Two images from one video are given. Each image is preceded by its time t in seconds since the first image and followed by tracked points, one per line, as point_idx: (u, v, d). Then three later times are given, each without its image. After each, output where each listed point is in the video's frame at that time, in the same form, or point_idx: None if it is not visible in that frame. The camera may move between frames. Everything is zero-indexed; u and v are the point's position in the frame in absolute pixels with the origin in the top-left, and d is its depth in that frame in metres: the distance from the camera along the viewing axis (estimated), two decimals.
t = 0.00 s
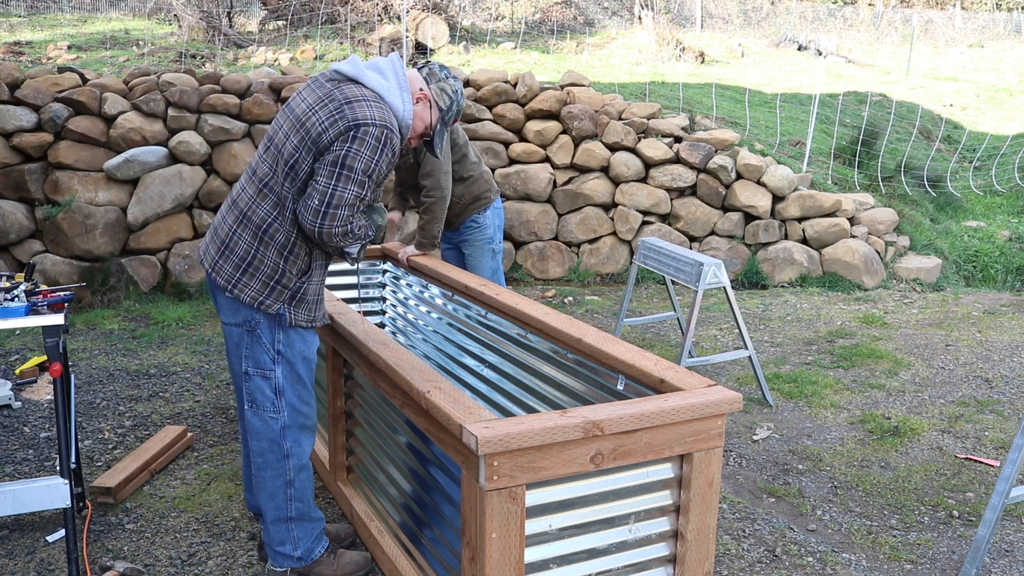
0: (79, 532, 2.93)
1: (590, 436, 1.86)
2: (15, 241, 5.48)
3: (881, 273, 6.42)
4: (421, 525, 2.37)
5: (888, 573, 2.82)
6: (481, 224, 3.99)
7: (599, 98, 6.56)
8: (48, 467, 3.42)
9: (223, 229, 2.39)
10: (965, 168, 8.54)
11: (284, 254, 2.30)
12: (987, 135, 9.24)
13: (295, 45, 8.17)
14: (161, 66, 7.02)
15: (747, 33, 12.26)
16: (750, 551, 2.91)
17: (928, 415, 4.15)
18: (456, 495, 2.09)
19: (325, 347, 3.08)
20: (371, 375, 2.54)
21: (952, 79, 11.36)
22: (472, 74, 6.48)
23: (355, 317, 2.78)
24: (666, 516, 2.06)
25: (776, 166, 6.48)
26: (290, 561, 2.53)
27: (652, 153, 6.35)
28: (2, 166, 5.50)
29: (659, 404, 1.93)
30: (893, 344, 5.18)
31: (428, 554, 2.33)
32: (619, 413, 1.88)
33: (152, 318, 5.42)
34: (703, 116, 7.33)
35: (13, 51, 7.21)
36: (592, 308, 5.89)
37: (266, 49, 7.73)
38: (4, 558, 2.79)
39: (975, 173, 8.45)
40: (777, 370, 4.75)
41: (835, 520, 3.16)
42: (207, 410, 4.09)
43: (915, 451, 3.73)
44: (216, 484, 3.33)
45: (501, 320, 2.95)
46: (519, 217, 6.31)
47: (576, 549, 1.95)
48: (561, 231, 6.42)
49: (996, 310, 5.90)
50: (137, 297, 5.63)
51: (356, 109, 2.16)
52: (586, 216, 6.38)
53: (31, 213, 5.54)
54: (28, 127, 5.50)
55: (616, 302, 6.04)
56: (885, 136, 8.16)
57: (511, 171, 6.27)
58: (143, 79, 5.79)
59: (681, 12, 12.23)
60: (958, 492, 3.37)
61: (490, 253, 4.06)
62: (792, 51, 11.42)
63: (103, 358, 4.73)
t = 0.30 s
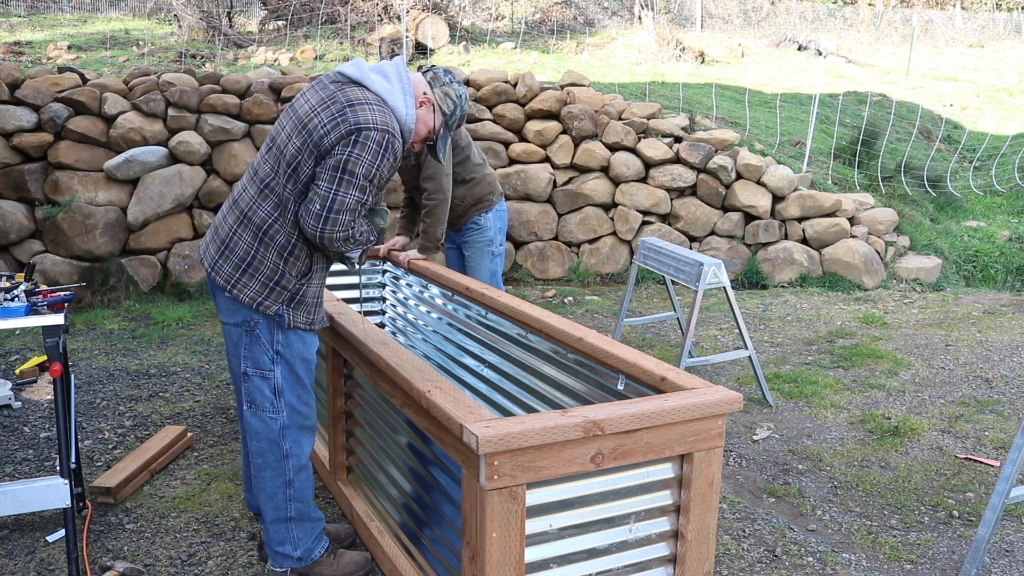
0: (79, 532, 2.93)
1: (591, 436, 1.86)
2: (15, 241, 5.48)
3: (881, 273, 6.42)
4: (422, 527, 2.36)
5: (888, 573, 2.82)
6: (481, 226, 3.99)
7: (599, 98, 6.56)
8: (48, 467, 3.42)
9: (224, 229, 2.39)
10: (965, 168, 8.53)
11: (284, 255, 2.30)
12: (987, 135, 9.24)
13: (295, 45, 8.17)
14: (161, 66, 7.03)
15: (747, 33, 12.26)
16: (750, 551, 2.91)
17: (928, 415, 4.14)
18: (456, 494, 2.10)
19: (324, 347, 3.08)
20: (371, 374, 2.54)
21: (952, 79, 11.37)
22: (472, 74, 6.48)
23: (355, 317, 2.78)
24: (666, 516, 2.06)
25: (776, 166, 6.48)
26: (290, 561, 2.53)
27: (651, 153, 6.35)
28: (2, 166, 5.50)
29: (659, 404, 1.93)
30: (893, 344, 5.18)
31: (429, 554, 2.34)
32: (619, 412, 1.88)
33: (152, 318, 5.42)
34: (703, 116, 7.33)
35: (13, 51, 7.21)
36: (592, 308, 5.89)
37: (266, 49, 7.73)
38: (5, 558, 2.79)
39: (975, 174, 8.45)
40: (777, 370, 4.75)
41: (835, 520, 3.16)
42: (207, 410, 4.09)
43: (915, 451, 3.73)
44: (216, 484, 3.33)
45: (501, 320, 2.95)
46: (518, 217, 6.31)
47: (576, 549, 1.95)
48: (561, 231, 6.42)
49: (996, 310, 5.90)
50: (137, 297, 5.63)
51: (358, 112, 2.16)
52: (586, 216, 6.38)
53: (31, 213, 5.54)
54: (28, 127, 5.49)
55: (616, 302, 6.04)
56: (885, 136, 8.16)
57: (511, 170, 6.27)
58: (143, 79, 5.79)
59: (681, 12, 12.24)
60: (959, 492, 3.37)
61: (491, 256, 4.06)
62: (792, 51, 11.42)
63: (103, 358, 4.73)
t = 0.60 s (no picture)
0: (79, 532, 2.93)
1: (592, 434, 1.86)
2: (15, 241, 5.48)
3: (881, 273, 6.42)
4: (422, 526, 2.36)
5: (888, 573, 2.82)
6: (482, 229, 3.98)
7: (599, 98, 6.56)
8: (48, 467, 3.42)
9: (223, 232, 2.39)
10: (965, 168, 8.53)
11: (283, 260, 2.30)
12: (987, 135, 9.23)
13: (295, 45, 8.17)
14: (161, 66, 7.03)
15: (747, 33, 12.26)
16: (750, 551, 2.91)
17: (928, 415, 4.14)
18: (456, 493, 2.10)
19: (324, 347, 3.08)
20: (371, 374, 2.55)
21: (952, 79, 11.36)
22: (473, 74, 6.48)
23: (355, 316, 2.78)
24: (666, 515, 2.06)
25: (776, 166, 6.48)
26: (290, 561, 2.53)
27: (652, 153, 6.35)
28: (2, 166, 5.50)
29: (660, 403, 1.93)
30: (893, 344, 5.18)
31: (429, 552, 2.34)
32: (620, 411, 1.88)
33: (152, 318, 5.42)
34: (703, 116, 7.33)
35: (12, 51, 7.21)
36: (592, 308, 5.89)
37: (266, 49, 7.73)
38: (4, 558, 2.79)
39: (975, 174, 8.44)
40: (777, 370, 4.75)
41: (835, 520, 3.16)
42: (207, 410, 4.09)
43: (915, 451, 3.73)
44: (216, 484, 3.33)
45: (500, 320, 2.95)
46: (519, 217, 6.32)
47: (576, 548, 1.95)
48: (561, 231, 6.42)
49: (996, 310, 5.89)
50: (136, 297, 5.62)
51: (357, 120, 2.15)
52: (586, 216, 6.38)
53: (32, 213, 5.54)
54: (28, 127, 5.49)
55: (616, 302, 6.04)
56: (885, 136, 8.16)
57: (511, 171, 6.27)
58: (143, 79, 5.79)
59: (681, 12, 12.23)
60: (959, 492, 3.37)
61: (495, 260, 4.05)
62: (792, 51, 11.42)
63: (103, 358, 4.73)
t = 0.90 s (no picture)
0: (79, 533, 2.93)
1: (592, 434, 1.86)
2: (15, 241, 5.48)
3: (881, 273, 6.42)
4: (422, 526, 2.36)
5: (888, 573, 2.82)
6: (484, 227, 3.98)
7: (599, 98, 6.56)
8: (48, 467, 3.42)
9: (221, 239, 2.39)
10: (965, 168, 8.53)
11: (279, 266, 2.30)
12: (987, 135, 9.23)
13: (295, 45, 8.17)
14: (161, 66, 7.03)
15: (747, 33, 12.26)
16: (750, 551, 2.91)
17: (928, 415, 4.14)
18: (456, 493, 2.10)
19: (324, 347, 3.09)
20: (371, 373, 2.55)
21: (952, 79, 11.36)
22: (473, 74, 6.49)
23: (355, 316, 2.78)
24: (666, 515, 2.06)
25: (776, 166, 6.48)
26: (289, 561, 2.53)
27: (652, 153, 6.36)
28: (2, 166, 5.50)
29: (659, 403, 1.93)
30: (893, 344, 5.18)
31: (428, 552, 2.34)
32: (620, 411, 1.88)
33: (152, 318, 5.42)
34: (703, 116, 7.33)
35: (12, 51, 7.21)
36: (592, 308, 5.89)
37: (266, 49, 7.73)
38: (4, 558, 2.79)
39: (975, 174, 8.44)
40: (777, 370, 4.75)
41: (835, 520, 3.16)
42: (207, 410, 4.09)
43: (915, 451, 3.73)
44: (216, 484, 3.33)
45: (500, 320, 2.95)
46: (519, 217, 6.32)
47: (576, 548, 1.95)
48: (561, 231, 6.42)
49: (996, 310, 5.89)
50: (136, 297, 5.62)
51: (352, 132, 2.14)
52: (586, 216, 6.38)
53: (31, 213, 5.54)
54: (28, 127, 5.49)
55: (615, 302, 6.04)
56: (885, 136, 8.16)
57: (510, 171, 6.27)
58: (143, 79, 5.79)
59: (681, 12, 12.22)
60: (959, 492, 3.37)
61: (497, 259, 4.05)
62: (792, 51, 11.42)
63: (103, 358, 4.73)
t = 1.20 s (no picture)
0: (79, 533, 2.93)
1: (591, 434, 1.86)
2: (15, 241, 5.48)
3: (881, 273, 6.41)
4: (422, 526, 2.36)
5: (888, 573, 2.82)
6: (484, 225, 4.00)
7: (599, 98, 6.56)
8: (48, 467, 3.42)
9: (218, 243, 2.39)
10: (965, 168, 8.53)
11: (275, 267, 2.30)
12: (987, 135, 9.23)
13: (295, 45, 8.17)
14: (161, 66, 7.03)
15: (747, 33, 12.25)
16: (750, 551, 2.91)
17: (928, 415, 4.14)
18: (456, 492, 2.10)
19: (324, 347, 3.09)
20: (371, 373, 2.55)
21: (952, 79, 11.35)
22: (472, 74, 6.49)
23: (355, 316, 2.78)
24: (666, 515, 2.06)
25: (776, 166, 6.49)
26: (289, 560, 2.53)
27: (651, 153, 6.36)
28: (3, 166, 5.50)
29: (659, 403, 1.93)
30: (893, 344, 5.18)
31: (428, 552, 2.34)
32: (619, 411, 1.88)
33: (152, 318, 5.42)
34: (703, 116, 7.33)
35: (12, 51, 7.21)
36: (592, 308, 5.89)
37: (266, 49, 7.73)
38: (4, 558, 2.79)
39: (975, 174, 8.44)
40: (777, 370, 4.75)
41: (835, 520, 3.16)
42: (207, 410, 4.09)
43: (915, 451, 3.73)
44: (216, 484, 3.33)
45: (500, 320, 2.94)
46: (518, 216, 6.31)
47: (576, 547, 1.95)
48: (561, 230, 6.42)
49: (996, 310, 5.89)
50: (136, 297, 5.62)
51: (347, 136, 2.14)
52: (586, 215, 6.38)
53: (31, 213, 5.54)
54: (28, 127, 5.49)
55: (615, 302, 6.04)
56: (885, 136, 8.17)
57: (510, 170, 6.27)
58: (143, 79, 5.80)
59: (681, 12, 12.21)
60: (959, 492, 3.37)
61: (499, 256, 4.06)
62: (792, 51, 11.42)
63: (103, 358, 4.73)
